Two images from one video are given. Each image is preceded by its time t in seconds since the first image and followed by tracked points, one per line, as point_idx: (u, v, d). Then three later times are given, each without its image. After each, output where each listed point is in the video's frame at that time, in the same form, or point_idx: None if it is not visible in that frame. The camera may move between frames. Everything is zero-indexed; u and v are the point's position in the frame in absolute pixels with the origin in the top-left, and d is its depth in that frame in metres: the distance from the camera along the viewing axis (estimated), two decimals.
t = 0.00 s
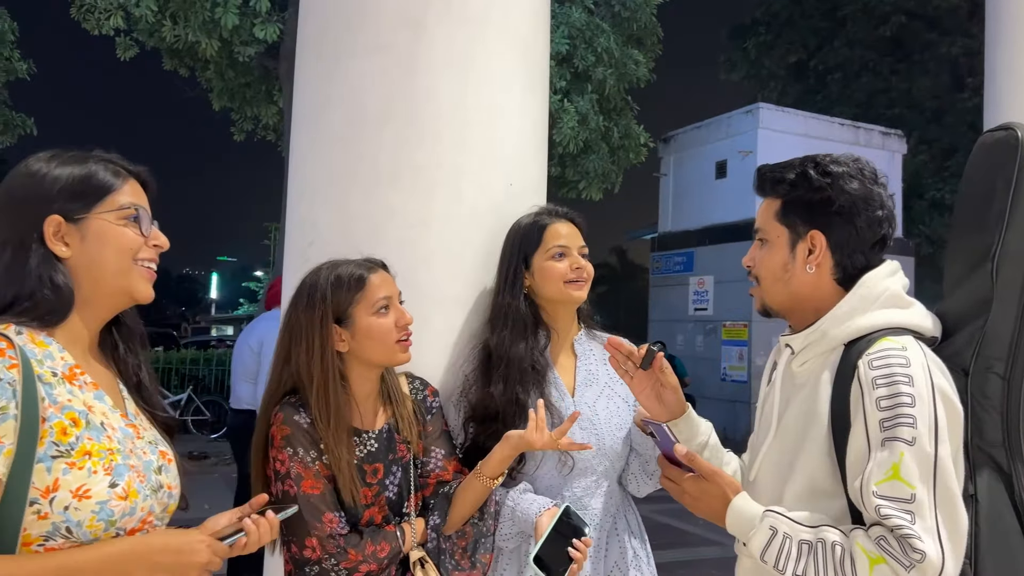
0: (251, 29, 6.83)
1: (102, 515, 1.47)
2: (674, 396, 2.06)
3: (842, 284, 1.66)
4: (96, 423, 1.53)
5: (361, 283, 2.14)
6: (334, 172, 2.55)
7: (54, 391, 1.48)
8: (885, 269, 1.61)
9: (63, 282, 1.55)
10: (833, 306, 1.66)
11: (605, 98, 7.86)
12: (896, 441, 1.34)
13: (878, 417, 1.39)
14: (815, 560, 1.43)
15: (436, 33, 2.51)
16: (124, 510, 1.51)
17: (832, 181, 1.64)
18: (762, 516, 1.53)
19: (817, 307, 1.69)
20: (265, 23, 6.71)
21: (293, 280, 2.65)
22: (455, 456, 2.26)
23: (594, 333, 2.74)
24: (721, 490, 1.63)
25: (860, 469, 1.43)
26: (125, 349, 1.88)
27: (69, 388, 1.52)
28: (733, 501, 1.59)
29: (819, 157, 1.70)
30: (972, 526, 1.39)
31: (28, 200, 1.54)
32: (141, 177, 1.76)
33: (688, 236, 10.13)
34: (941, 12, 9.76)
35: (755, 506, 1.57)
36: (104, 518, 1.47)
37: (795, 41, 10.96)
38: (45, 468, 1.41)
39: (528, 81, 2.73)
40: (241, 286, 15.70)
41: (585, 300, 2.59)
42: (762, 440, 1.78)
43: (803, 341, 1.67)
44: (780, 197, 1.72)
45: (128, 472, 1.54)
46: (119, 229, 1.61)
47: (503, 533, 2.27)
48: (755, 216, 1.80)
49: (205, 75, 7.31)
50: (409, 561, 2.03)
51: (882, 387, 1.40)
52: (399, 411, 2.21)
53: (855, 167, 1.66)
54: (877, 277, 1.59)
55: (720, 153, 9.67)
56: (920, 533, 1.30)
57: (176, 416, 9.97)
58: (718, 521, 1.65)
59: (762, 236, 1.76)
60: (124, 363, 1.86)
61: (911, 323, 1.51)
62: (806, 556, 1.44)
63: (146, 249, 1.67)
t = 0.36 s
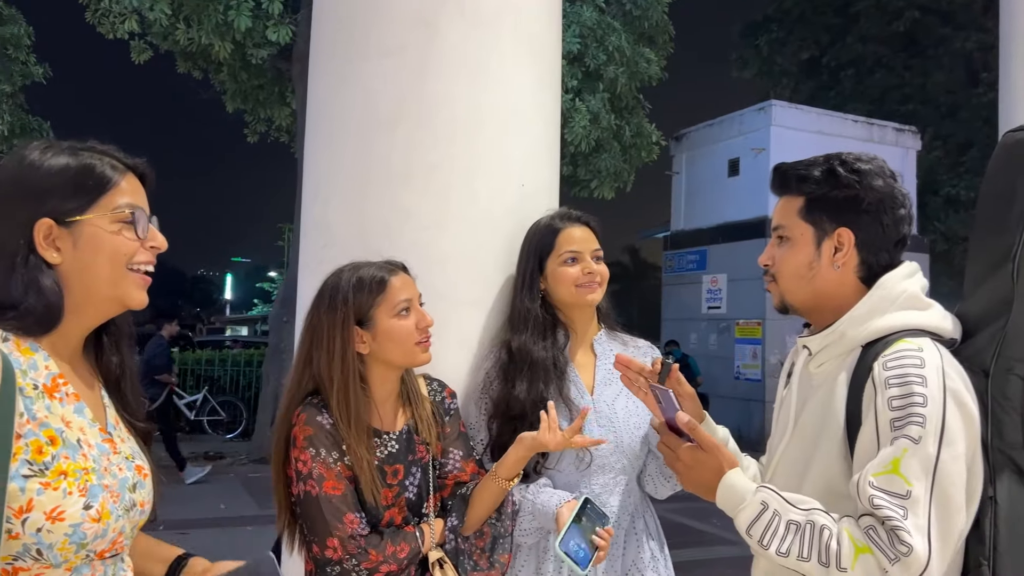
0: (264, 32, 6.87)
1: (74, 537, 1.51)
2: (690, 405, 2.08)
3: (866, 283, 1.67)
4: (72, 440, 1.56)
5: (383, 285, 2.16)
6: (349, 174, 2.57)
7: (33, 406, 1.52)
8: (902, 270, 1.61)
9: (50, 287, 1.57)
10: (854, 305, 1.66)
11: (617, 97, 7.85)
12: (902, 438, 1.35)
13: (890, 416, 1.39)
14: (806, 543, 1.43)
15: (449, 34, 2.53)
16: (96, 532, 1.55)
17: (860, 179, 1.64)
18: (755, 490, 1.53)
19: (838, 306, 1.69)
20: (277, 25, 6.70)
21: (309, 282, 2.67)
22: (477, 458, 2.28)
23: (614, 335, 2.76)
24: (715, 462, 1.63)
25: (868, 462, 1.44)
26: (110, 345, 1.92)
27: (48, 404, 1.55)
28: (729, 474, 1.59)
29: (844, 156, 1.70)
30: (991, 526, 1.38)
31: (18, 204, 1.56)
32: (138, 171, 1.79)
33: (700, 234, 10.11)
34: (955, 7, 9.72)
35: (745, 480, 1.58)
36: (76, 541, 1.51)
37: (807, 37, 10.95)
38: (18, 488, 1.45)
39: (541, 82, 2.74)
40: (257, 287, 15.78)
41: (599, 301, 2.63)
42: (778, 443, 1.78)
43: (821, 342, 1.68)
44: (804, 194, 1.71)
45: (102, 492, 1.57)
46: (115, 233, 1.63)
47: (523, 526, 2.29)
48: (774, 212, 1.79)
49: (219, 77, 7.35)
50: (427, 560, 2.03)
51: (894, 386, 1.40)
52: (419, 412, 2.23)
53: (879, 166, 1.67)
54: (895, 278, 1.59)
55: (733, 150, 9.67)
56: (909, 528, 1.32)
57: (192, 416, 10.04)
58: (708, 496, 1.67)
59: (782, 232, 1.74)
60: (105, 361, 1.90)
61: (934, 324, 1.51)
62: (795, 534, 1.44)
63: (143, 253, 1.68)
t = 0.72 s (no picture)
0: (276, 34, 6.90)
1: (167, 518, 1.54)
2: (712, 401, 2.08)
3: (881, 284, 1.67)
4: (156, 427, 1.59)
5: (397, 287, 2.18)
6: (361, 175, 2.58)
7: (114, 397, 1.54)
8: (915, 271, 1.60)
9: (121, 293, 1.60)
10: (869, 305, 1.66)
11: (628, 96, 7.84)
12: (910, 438, 1.35)
13: (899, 416, 1.39)
14: (803, 534, 1.43)
15: (460, 37, 2.54)
16: (186, 513, 1.57)
17: (880, 180, 1.64)
18: (757, 479, 1.53)
19: (853, 305, 1.69)
20: (288, 27, 6.73)
21: (322, 283, 2.68)
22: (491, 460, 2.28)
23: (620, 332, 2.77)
24: (717, 446, 1.63)
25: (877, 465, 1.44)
26: (181, 345, 1.94)
27: (130, 395, 1.58)
28: (732, 460, 1.59)
29: (863, 156, 1.69)
30: (1005, 527, 1.38)
31: (84, 215, 1.58)
32: (194, 179, 1.81)
33: (712, 233, 10.07)
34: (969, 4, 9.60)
35: (747, 467, 1.57)
36: (169, 521, 1.54)
37: (818, 35, 10.92)
38: (107, 475, 1.47)
39: (551, 83, 2.75)
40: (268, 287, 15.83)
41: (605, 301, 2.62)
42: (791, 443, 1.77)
43: (834, 343, 1.68)
44: (821, 194, 1.70)
45: (188, 476, 1.60)
46: (173, 238, 1.65)
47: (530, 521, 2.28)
48: (790, 211, 1.78)
49: (231, 80, 7.39)
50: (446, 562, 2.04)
51: (906, 387, 1.40)
52: (433, 414, 2.24)
53: (898, 167, 1.67)
54: (909, 279, 1.59)
55: (745, 149, 9.64)
56: (912, 528, 1.32)
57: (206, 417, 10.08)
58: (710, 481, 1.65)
59: (798, 232, 1.74)
60: (180, 360, 1.92)
61: (946, 325, 1.51)
62: (795, 526, 1.44)
63: (200, 257, 1.72)
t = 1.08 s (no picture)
0: (286, 36, 6.92)
1: (247, 511, 1.58)
2: (695, 363, 2.14)
3: (889, 285, 1.66)
4: (239, 427, 1.64)
5: (407, 290, 2.19)
6: (370, 178, 2.59)
7: (202, 398, 1.60)
8: (924, 272, 1.60)
9: (209, 307, 1.67)
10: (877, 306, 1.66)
11: (637, 97, 7.83)
12: (937, 444, 1.34)
13: (922, 419, 1.38)
14: (854, 561, 1.43)
15: (468, 39, 2.55)
16: (265, 507, 1.62)
17: (887, 180, 1.63)
18: (803, 516, 1.51)
19: (862, 306, 1.69)
20: (299, 30, 6.78)
21: (331, 285, 2.69)
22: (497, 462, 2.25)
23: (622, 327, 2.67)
24: (761, 491, 1.58)
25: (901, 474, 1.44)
26: (265, 354, 1.99)
27: (216, 396, 1.64)
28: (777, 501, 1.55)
29: (871, 156, 1.69)
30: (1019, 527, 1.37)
31: (175, 236, 1.65)
32: (274, 200, 1.85)
33: (723, 234, 10.03)
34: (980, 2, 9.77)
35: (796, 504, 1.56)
36: (249, 514, 1.59)
37: (828, 35, 10.74)
38: (194, 468, 1.52)
39: (558, 84, 2.74)
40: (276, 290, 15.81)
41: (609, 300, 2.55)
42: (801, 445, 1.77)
43: (844, 345, 1.67)
44: (829, 194, 1.70)
45: (267, 474, 1.64)
46: (254, 256, 1.71)
47: (526, 517, 2.27)
48: (799, 211, 1.78)
49: (241, 83, 7.43)
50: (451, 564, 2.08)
51: (925, 389, 1.39)
52: (440, 415, 2.23)
53: (906, 167, 1.66)
54: (919, 280, 1.58)
55: (755, 149, 9.61)
56: (958, 537, 1.31)
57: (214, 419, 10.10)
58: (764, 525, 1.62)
59: (805, 232, 1.74)
60: (264, 369, 1.97)
61: (955, 326, 1.51)
62: (845, 558, 1.44)
63: (281, 272, 1.77)
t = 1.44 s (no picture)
0: (294, 38, 6.94)
1: (281, 510, 1.59)
2: (670, 387, 2.08)
3: (895, 285, 1.65)
4: (271, 427, 1.64)
5: (413, 294, 2.19)
6: (378, 179, 2.60)
7: (235, 398, 1.61)
8: (931, 274, 1.60)
9: (243, 307, 1.69)
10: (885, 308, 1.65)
11: (644, 98, 7.83)
12: (963, 447, 1.34)
13: (942, 422, 1.38)
14: None
15: (476, 43, 2.55)
16: (299, 506, 1.62)
17: (886, 180, 1.64)
18: (837, 535, 1.51)
19: (868, 307, 1.68)
20: (307, 32, 6.81)
21: (340, 287, 2.70)
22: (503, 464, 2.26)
23: (642, 327, 2.61)
24: (791, 514, 1.58)
25: (926, 478, 1.43)
26: (297, 360, 1.99)
27: (248, 396, 1.64)
28: (808, 524, 1.55)
29: (871, 158, 1.70)
30: None
31: (214, 235, 1.68)
32: (311, 208, 1.87)
33: (730, 235, 10.01)
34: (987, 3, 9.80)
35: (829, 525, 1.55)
36: (283, 513, 1.59)
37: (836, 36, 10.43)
38: (228, 469, 1.53)
39: (566, 86, 2.75)
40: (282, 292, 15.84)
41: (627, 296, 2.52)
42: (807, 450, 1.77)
43: (853, 347, 1.67)
44: (830, 197, 1.71)
45: (299, 473, 1.64)
46: (291, 259, 1.72)
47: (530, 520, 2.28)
48: (801, 216, 1.78)
49: (249, 85, 7.47)
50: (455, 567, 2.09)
51: (943, 391, 1.39)
52: (447, 417, 2.24)
53: (905, 168, 1.67)
54: (927, 281, 1.58)
55: (762, 150, 9.60)
56: (996, 540, 1.30)
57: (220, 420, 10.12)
58: (792, 548, 1.61)
59: (808, 236, 1.75)
60: (296, 376, 1.98)
61: (964, 327, 1.51)
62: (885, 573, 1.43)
63: (315, 276, 1.76)
